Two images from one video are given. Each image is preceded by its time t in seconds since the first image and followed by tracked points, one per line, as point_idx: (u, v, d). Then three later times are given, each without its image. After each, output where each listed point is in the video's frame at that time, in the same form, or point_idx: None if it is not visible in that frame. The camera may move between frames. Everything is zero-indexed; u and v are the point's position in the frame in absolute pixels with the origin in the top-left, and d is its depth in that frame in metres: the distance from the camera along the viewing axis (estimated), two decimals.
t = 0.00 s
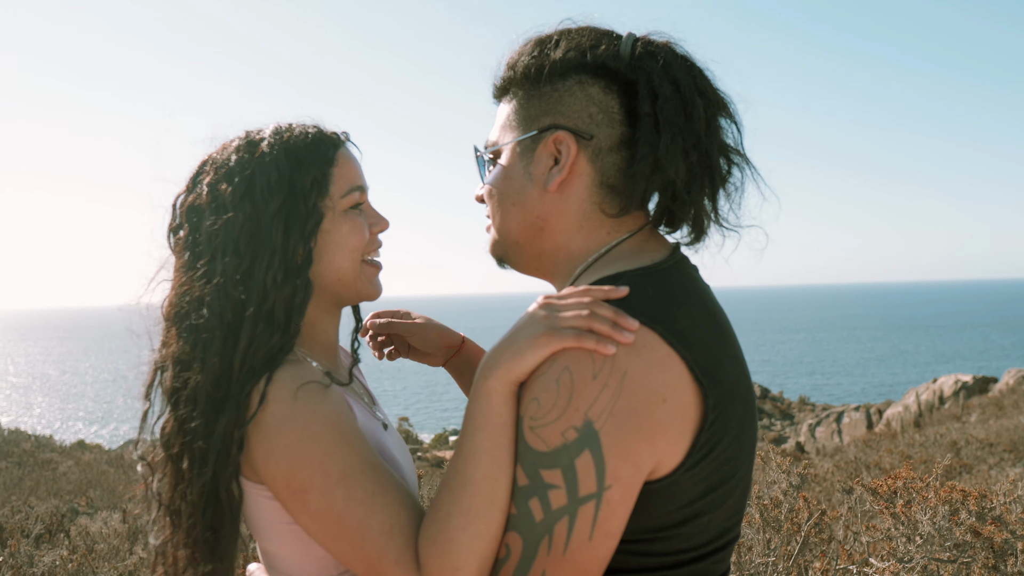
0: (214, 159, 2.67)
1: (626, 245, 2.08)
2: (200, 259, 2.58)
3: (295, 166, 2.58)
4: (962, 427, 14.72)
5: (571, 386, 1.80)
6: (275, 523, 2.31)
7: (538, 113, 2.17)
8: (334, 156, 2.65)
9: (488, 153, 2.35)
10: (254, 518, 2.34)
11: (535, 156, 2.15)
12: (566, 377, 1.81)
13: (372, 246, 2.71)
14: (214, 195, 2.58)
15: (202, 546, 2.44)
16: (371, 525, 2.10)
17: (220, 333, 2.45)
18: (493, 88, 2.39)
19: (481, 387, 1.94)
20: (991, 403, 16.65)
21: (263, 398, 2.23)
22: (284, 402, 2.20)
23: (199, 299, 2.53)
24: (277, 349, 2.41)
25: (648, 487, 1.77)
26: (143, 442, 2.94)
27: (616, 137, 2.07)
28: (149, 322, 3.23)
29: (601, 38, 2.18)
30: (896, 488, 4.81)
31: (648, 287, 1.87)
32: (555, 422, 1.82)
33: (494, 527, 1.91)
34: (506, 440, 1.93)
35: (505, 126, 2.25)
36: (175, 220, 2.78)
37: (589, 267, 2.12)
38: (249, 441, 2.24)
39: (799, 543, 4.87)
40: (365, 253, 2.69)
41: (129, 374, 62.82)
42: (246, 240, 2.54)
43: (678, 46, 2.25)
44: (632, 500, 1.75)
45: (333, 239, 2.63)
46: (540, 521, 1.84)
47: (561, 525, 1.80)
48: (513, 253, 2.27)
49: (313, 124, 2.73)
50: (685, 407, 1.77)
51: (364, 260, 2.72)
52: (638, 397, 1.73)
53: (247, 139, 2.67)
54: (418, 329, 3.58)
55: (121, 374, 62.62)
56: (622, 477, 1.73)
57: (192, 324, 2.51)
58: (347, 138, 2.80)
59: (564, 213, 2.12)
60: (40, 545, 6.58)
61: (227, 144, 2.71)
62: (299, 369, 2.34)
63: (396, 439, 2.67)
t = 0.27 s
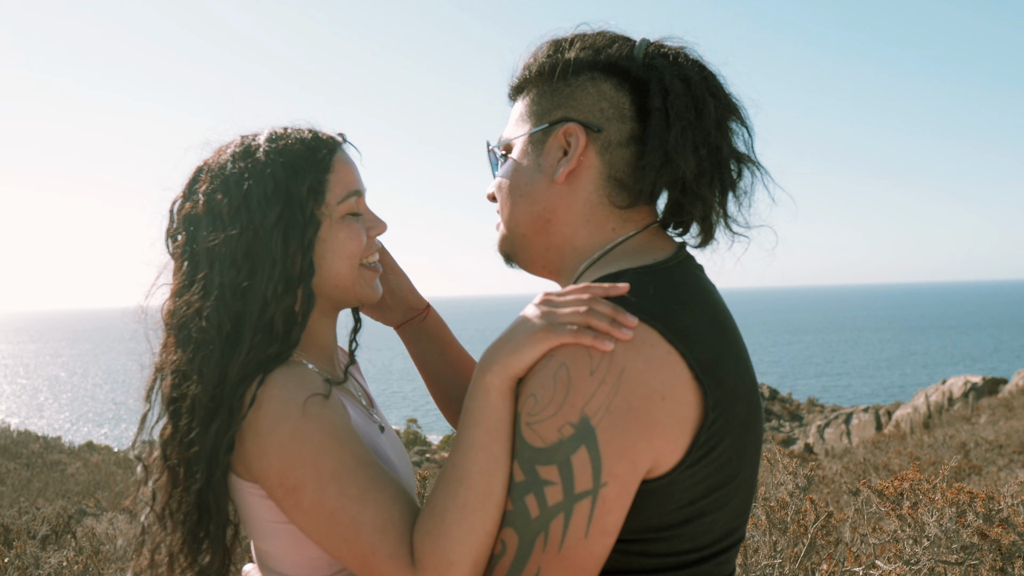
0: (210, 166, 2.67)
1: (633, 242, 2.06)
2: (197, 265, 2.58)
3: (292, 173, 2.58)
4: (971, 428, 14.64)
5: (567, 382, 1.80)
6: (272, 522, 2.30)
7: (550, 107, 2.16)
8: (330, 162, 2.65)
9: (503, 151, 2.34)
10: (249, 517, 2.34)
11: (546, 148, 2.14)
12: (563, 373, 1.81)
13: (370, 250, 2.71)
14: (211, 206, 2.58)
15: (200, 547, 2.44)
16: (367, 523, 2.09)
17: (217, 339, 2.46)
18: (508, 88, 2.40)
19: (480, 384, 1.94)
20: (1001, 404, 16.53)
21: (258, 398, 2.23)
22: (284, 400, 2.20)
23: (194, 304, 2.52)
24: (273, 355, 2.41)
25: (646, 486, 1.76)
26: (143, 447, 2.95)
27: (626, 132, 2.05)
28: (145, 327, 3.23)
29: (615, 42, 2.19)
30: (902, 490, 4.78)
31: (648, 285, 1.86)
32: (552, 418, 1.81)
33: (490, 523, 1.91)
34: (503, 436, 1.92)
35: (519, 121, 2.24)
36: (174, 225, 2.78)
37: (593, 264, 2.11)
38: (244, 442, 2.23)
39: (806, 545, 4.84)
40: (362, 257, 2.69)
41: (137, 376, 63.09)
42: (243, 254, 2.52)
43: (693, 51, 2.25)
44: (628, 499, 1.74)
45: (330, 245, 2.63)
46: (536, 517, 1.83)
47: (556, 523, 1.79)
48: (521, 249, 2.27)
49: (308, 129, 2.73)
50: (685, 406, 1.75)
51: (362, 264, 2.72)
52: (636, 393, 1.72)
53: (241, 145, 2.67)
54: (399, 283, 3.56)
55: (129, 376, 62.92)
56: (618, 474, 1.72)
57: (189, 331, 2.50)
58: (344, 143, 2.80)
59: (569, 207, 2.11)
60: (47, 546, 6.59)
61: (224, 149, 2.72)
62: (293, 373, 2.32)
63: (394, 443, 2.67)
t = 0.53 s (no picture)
0: (217, 159, 2.68)
1: (634, 242, 2.05)
2: (197, 257, 2.59)
3: (297, 166, 2.59)
4: (981, 430, 14.54)
5: (569, 382, 1.79)
6: (275, 522, 2.30)
7: (551, 106, 2.16)
8: (336, 159, 2.65)
9: (505, 150, 2.33)
10: (253, 515, 2.33)
11: (546, 147, 2.14)
12: (564, 373, 1.80)
13: (373, 247, 2.70)
14: (215, 196, 2.59)
15: (204, 544, 2.43)
16: (368, 523, 2.08)
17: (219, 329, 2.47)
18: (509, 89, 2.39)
19: (482, 385, 1.94)
20: (1010, 407, 16.43)
21: (261, 394, 2.23)
22: (283, 401, 2.19)
23: (196, 296, 2.54)
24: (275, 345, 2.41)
25: (650, 486, 1.75)
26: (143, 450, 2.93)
27: (627, 132, 2.04)
28: (150, 328, 3.24)
29: (617, 42, 2.17)
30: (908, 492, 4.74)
31: (650, 285, 1.85)
32: (553, 419, 1.80)
33: (491, 525, 1.90)
34: (504, 436, 1.91)
35: (522, 119, 2.23)
36: (178, 219, 2.78)
37: (593, 265, 2.10)
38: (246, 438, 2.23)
39: (812, 549, 4.80)
40: (365, 253, 2.67)
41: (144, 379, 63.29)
42: (245, 240, 2.54)
43: (697, 52, 2.24)
44: (631, 501, 1.72)
45: (334, 239, 2.62)
46: (538, 519, 1.82)
47: (558, 525, 1.78)
48: (523, 249, 2.26)
49: (316, 127, 2.73)
50: (689, 407, 1.74)
51: (364, 261, 2.71)
52: (638, 392, 1.71)
53: (249, 140, 2.68)
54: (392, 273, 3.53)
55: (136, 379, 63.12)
56: (621, 475, 1.70)
57: (191, 319, 2.52)
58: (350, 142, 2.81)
59: (571, 204, 2.10)
60: (52, 548, 6.58)
61: (230, 145, 2.72)
62: (299, 366, 2.32)
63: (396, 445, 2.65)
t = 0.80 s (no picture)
0: (218, 160, 2.68)
1: (635, 241, 2.04)
2: (197, 260, 2.58)
3: (299, 169, 2.58)
4: (987, 431, 14.48)
5: (570, 382, 1.77)
6: (275, 526, 2.29)
7: (549, 105, 2.14)
8: (338, 162, 2.65)
9: (505, 151, 2.31)
10: (255, 521, 2.32)
11: (545, 146, 2.12)
12: (565, 373, 1.78)
13: (374, 251, 2.69)
14: (216, 198, 2.59)
15: (204, 549, 2.43)
16: (368, 525, 2.07)
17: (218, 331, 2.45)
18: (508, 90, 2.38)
19: (482, 386, 1.92)
20: (1017, 407, 16.36)
21: (261, 395, 2.22)
22: (284, 402, 2.19)
23: (197, 299, 2.53)
24: (275, 349, 2.40)
25: (653, 487, 1.73)
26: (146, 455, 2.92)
27: (625, 129, 2.02)
28: (155, 330, 3.24)
29: (614, 39, 2.16)
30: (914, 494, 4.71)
31: (652, 284, 1.84)
32: (555, 419, 1.79)
33: (493, 528, 1.88)
34: (505, 438, 1.90)
35: (520, 119, 2.22)
36: (178, 221, 2.77)
37: (594, 265, 2.09)
38: (245, 442, 2.21)
39: (816, 550, 4.77)
40: (367, 257, 2.67)
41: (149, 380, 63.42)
42: (247, 243, 2.53)
43: (694, 46, 2.22)
44: (634, 502, 1.71)
45: (335, 242, 2.61)
46: (540, 521, 1.80)
47: (560, 526, 1.76)
48: (524, 250, 2.25)
49: (319, 130, 2.73)
50: (691, 406, 1.72)
51: (366, 264, 2.70)
52: (639, 392, 1.69)
53: (250, 142, 2.68)
54: (392, 276, 3.51)
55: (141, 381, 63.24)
56: (623, 476, 1.69)
57: (193, 324, 2.51)
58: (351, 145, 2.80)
59: (571, 204, 2.08)
60: (56, 550, 6.58)
61: (232, 146, 2.72)
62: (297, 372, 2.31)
63: (396, 447, 2.64)
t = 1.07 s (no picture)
0: (217, 160, 2.66)
1: (639, 241, 2.01)
2: (197, 260, 2.57)
3: (297, 167, 2.56)
4: (993, 431, 14.43)
5: (572, 383, 1.75)
6: (273, 530, 2.26)
7: (553, 103, 2.12)
8: (337, 159, 2.63)
9: (509, 149, 2.29)
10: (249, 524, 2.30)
11: (548, 145, 2.10)
12: (567, 374, 1.76)
13: (374, 250, 2.67)
14: (216, 197, 2.58)
15: (199, 553, 2.41)
16: (367, 528, 2.05)
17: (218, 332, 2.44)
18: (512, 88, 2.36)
19: (483, 387, 1.90)
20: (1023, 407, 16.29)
21: (258, 397, 2.20)
22: (282, 404, 2.17)
23: (196, 300, 2.51)
24: (273, 349, 2.38)
25: (655, 489, 1.70)
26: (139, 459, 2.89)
27: (629, 128, 2.00)
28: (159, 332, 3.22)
29: (619, 35, 2.13)
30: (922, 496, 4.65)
31: (654, 284, 1.81)
32: (556, 420, 1.76)
33: (493, 530, 1.85)
34: (506, 439, 1.87)
35: (525, 118, 2.20)
36: (179, 222, 2.76)
37: (597, 265, 2.07)
38: (242, 445, 2.19)
39: (822, 553, 4.72)
40: (366, 255, 2.64)
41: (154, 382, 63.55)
42: (244, 241, 2.51)
43: (700, 43, 2.20)
44: (636, 504, 1.68)
45: (334, 239, 2.59)
46: (540, 523, 1.78)
47: (561, 529, 1.73)
48: (528, 250, 2.22)
49: (318, 129, 2.71)
50: (694, 408, 1.69)
51: (365, 263, 2.68)
52: (641, 393, 1.66)
53: (249, 140, 2.66)
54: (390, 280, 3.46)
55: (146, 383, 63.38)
56: (625, 478, 1.66)
57: (192, 325, 2.49)
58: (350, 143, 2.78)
59: (575, 203, 2.06)
60: (60, 552, 6.57)
61: (231, 145, 2.70)
62: (296, 373, 2.29)
63: (397, 449, 2.62)
